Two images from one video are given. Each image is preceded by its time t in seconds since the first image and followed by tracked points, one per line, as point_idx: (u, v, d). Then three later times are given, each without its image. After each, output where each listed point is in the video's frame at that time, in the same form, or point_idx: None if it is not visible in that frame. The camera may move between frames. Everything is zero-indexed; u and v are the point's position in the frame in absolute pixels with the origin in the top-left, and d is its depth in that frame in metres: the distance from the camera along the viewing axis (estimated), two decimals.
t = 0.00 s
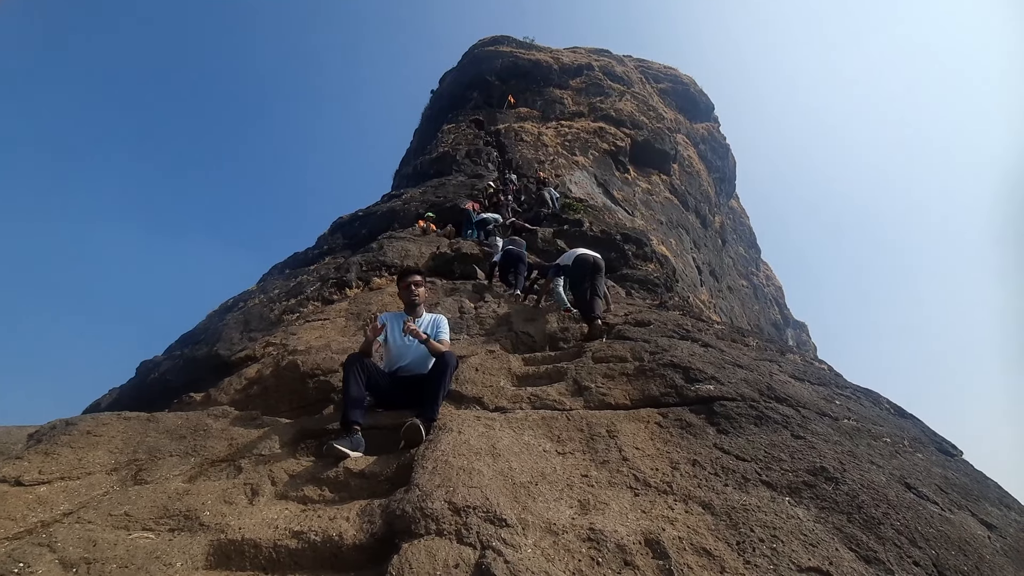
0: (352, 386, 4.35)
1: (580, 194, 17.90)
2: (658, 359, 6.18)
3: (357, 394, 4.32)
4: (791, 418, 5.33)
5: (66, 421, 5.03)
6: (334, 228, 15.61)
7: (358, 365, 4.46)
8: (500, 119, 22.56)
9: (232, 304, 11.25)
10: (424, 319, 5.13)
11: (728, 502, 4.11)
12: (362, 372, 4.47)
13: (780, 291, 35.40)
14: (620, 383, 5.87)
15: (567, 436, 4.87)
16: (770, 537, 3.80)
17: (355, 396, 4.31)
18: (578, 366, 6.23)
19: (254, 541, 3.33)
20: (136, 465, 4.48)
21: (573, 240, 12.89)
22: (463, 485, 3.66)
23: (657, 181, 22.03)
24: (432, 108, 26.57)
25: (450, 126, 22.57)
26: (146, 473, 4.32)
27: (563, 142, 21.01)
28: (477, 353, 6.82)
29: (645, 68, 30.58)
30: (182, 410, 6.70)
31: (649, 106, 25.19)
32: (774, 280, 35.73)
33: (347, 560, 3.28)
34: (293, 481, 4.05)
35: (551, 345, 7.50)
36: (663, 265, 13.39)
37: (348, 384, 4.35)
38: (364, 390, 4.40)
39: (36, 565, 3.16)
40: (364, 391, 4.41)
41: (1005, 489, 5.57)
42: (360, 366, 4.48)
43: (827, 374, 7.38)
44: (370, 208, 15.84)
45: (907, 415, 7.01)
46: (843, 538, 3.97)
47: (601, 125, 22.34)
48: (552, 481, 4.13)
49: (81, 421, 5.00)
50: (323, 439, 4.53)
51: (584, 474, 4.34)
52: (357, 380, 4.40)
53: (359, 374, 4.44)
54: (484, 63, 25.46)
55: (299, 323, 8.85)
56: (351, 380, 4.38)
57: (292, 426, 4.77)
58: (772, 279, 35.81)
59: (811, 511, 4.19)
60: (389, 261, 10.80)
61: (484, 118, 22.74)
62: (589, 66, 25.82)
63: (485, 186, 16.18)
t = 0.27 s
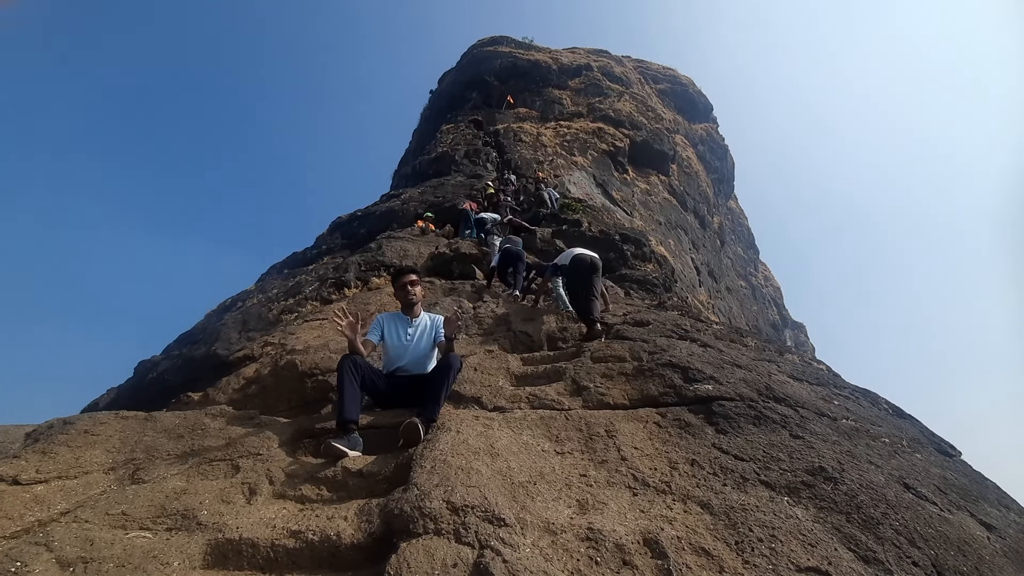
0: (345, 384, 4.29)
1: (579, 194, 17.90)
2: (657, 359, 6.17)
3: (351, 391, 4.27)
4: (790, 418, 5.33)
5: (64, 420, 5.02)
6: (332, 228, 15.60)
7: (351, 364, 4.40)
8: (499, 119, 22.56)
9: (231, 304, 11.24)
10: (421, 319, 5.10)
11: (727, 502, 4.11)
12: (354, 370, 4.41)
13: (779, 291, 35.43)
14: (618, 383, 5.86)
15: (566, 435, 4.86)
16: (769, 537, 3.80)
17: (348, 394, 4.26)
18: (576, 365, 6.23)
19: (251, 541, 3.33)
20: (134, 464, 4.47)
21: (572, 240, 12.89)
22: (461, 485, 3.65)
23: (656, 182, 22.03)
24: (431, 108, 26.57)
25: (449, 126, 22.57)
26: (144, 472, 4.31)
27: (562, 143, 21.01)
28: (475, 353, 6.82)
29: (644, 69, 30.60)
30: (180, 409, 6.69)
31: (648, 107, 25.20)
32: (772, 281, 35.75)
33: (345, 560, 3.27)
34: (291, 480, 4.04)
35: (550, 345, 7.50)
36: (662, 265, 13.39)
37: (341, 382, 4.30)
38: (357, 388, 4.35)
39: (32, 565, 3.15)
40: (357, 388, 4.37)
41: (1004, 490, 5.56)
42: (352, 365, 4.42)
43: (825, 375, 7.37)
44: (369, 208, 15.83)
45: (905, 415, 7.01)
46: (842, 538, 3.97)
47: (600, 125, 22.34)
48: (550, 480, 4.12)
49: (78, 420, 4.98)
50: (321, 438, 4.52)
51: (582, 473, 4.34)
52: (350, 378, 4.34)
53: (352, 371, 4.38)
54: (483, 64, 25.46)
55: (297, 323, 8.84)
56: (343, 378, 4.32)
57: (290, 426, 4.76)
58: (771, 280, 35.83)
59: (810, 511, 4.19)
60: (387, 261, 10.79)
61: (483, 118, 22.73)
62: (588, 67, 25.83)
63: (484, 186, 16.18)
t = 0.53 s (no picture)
0: (345, 382, 4.27)
1: (577, 194, 17.89)
2: (655, 359, 6.16)
3: (350, 389, 4.25)
4: (788, 418, 5.33)
5: (59, 418, 4.99)
6: (330, 227, 15.57)
7: (351, 362, 4.37)
8: (497, 119, 22.55)
9: (228, 303, 11.20)
10: (419, 318, 5.08)
11: (726, 501, 4.10)
12: (355, 368, 4.38)
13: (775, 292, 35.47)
14: (617, 382, 5.85)
15: (564, 435, 4.85)
16: (768, 536, 3.79)
17: (348, 392, 4.23)
18: (575, 365, 6.21)
19: (248, 540, 3.30)
20: (130, 462, 4.44)
21: (570, 241, 12.88)
22: (460, 484, 3.63)
23: (653, 183, 22.03)
24: (429, 107, 26.55)
25: (447, 126, 22.55)
26: (140, 470, 4.28)
27: (559, 143, 21.00)
28: (473, 352, 6.80)
29: (642, 70, 30.62)
30: (176, 408, 6.65)
31: (646, 108, 25.21)
32: (769, 282, 35.79)
33: (343, 559, 3.24)
34: (289, 479, 4.02)
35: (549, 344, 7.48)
36: (659, 265, 13.38)
37: (341, 381, 4.27)
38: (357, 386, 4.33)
39: (26, 564, 3.12)
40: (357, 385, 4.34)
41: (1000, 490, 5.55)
42: (352, 363, 4.39)
43: (823, 375, 7.37)
44: (367, 207, 15.80)
45: (902, 416, 7.00)
46: (840, 537, 3.96)
47: (598, 126, 22.34)
48: (549, 480, 4.10)
49: (74, 418, 4.95)
50: (319, 436, 4.50)
51: (581, 472, 4.32)
52: (350, 376, 4.31)
53: (352, 369, 4.35)
54: (482, 63, 25.44)
55: (294, 322, 8.81)
56: (343, 376, 4.29)
57: (288, 424, 4.73)
58: (768, 281, 35.86)
59: (808, 510, 4.18)
60: (385, 260, 10.77)
61: (481, 118, 22.72)
62: (586, 68, 25.83)
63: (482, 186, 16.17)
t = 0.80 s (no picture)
0: (345, 380, 4.26)
1: (577, 194, 17.88)
2: (656, 359, 6.15)
3: (351, 387, 4.24)
4: (788, 418, 5.31)
5: (58, 415, 4.97)
6: (330, 226, 15.55)
7: (352, 360, 4.37)
8: (498, 119, 22.53)
9: (227, 301, 11.19)
10: (418, 317, 5.07)
11: (726, 501, 4.08)
12: (356, 366, 4.38)
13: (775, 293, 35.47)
14: (617, 382, 5.84)
15: (565, 434, 4.83)
16: (769, 536, 3.78)
17: (348, 390, 4.23)
18: (575, 364, 6.20)
19: (248, 538, 3.29)
20: (129, 460, 4.42)
21: (570, 241, 12.87)
22: (461, 482, 3.62)
23: (654, 183, 22.02)
24: (429, 107, 26.53)
25: (448, 125, 22.54)
26: (139, 468, 4.26)
27: (560, 143, 20.99)
28: (474, 351, 6.78)
29: (643, 70, 30.61)
30: (175, 406, 6.64)
31: (647, 108, 25.20)
32: (768, 283, 35.78)
33: (343, 557, 3.23)
34: (289, 477, 4.01)
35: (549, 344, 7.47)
36: (659, 265, 13.38)
37: (342, 380, 4.26)
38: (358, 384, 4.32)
39: (25, 561, 3.11)
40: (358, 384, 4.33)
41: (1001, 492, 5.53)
42: (353, 362, 4.39)
43: (823, 375, 7.36)
44: (367, 206, 15.78)
45: (903, 417, 6.98)
46: (841, 537, 3.95)
47: (598, 126, 22.33)
48: (549, 479, 4.09)
49: (72, 415, 4.93)
50: (319, 435, 4.48)
51: (581, 472, 4.31)
52: (351, 374, 4.31)
53: (354, 367, 4.35)
54: (482, 63, 25.43)
55: (294, 320, 8.80)
56: (344, 374, 4.29)
57: (288, 422, 4.72)
58: (767, 282, 35.86)
59: (809, 511, 4.16)
60: (385, 259, 10.75)
61: (482, 118, 22.70)
62: (587, 68, 25.83)
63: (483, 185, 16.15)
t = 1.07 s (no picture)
0: (346, 377, 4.26)
1: (577, 194, 17.87)
2: (656, 359, 6.13)
3: (351, 384, 4.24)
4: (788, 419, 5.30)
5: (57, 411, 4.96)
6: (330, 225, 15.53)
7: (353, 358, 4.36)
8: (499, 119, 22.52)
9: (227, 299, 11.18)
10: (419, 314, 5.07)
11: (726, 502, 4.07)
12: (358, 364, 4.38)
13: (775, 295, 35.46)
14: (617, 382, 5.83)
15: (565, 433, 4.82)
16: (768, 537, 3.77)
17: (349, 387, 4.23)
18: (575, 364, 6.19)
19: (247, 535, 3.28)
20: (127, 456, 4.42)
21: (570, 241, 12.86)
22: (460, 481, 3.61)
23: (654, 184, 22.01)
24: (430, 106, 26.51)
25: (448, 124, 22.52)
26: (137, 465, 4.25)
27: (561, 143, 20.98)
28: (474, 350, 6.77)
29: (644, 71, 30.60)
30: (175, 403, 6.63)
31: (648, 109, 25.19)
32: (768, 284, 35.79)
33: (342, 555, 3.22)
34: (288, 475, 4.00)
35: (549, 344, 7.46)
36: (660, 266, 13.37)
37: (342, 378, 4.26)
38: (359, 381, 4.32)
39: (22, 557, 3.10)
40: (359, 382, 4.33)
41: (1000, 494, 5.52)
42: (354, 359, 4.38)
43: (823, 377, 7.35)
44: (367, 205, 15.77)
45: (902, 419, 6.97)
46: (841, 539, 3.94)
47: (599, 126, 22.32)
48: (549, 478, 4.08)
49: (71, 411, 4.93)
50: (318, 433, 4.47)
51: (581, 471, 4.30)
52: (352, 372, 4.30)
53: (355, 365, 4.35)
54: (484, 62, 25.41)
55: (294, 318, 8.79)
56: (345, 371, 4.29)
57: (287, 420, 4.71)
58: (767, 283, 35.86)
59: (809, 512, 4.16)
60: (385, 258, 10.74)
61: (483, 117, 22.69)
62: (588, 68, 25.81)
63: (483, 185, 16.15)
